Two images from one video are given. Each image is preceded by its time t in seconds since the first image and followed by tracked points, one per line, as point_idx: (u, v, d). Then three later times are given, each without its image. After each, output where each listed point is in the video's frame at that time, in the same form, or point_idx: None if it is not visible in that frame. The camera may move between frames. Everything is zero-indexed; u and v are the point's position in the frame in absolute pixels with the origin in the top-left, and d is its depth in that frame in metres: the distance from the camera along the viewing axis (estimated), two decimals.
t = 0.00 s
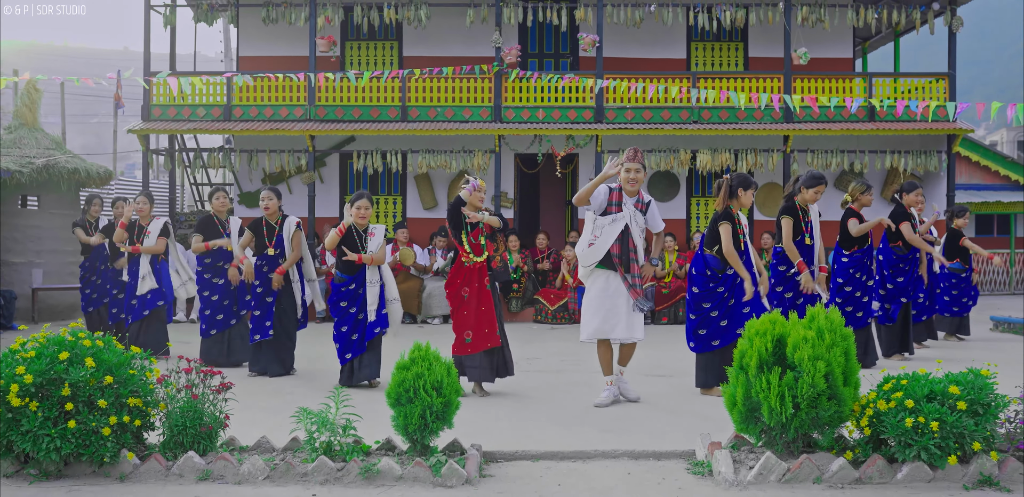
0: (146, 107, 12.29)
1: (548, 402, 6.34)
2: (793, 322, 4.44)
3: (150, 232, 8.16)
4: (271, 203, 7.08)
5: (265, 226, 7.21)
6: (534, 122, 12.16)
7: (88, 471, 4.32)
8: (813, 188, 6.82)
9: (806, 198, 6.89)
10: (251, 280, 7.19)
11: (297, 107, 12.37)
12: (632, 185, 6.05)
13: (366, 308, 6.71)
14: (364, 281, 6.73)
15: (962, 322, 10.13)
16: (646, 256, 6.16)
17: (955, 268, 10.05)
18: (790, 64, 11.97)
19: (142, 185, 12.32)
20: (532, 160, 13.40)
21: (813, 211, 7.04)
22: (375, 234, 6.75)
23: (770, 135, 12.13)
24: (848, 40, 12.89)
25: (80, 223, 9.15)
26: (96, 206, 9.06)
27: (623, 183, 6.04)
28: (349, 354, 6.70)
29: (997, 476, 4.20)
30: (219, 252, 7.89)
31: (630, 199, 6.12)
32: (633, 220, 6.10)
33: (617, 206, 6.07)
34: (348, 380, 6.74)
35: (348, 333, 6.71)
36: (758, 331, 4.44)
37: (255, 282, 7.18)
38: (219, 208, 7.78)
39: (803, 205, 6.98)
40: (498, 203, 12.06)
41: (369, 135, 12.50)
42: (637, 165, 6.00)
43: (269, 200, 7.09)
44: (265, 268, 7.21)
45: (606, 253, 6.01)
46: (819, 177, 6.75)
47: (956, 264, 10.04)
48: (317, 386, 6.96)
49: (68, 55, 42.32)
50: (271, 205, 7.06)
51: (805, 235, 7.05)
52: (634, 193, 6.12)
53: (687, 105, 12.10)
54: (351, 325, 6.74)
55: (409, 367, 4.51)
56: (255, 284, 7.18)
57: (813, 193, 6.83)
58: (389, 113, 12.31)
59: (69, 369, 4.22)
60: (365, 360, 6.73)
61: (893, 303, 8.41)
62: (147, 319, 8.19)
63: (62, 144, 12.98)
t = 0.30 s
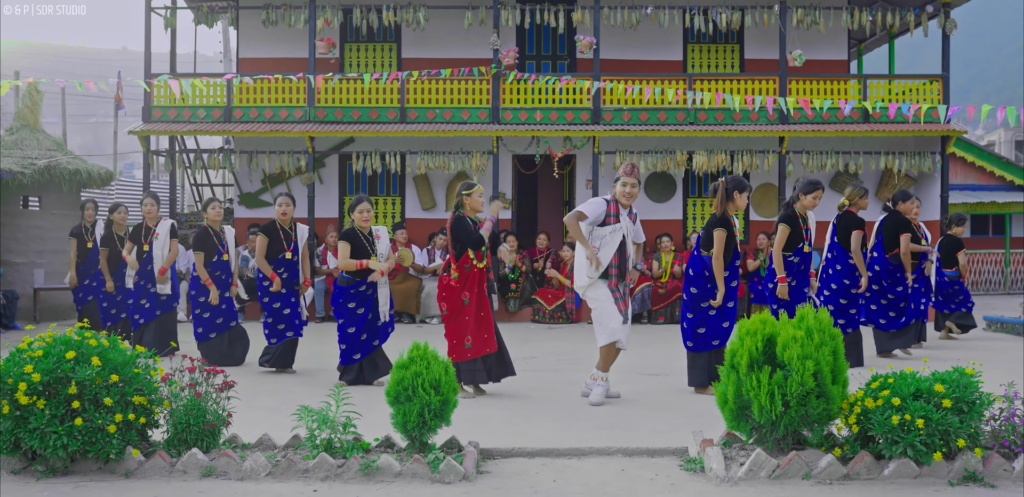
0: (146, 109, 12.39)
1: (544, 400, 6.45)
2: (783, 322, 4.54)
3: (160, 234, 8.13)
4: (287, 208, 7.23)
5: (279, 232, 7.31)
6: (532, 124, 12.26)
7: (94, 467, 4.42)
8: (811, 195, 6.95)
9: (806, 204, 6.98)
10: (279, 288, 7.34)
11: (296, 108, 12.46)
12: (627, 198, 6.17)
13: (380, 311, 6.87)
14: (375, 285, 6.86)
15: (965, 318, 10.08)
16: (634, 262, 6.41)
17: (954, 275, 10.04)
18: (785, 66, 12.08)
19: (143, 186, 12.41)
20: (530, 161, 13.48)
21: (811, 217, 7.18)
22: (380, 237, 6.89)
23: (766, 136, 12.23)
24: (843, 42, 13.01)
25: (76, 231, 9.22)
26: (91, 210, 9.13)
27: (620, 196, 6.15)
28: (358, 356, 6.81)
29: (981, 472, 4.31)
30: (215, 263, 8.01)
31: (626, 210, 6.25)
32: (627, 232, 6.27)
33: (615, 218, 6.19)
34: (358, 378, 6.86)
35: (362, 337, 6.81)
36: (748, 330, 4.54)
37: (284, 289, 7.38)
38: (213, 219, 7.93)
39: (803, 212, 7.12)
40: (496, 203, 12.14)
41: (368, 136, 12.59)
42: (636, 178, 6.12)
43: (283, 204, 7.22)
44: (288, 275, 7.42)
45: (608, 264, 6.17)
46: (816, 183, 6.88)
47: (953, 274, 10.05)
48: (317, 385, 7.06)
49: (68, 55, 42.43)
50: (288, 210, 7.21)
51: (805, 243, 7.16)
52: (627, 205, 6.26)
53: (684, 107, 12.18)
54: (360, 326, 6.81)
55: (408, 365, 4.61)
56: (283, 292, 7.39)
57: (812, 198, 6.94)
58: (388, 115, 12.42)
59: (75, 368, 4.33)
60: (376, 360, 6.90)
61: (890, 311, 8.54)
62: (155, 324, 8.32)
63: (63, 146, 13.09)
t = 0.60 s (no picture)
0: (148, 109, 12.50)
1: (543, 396, 6.57)
2: (776, 320, 4.65)
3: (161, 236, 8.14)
4: (297, 210, 7.33)
5: (289, 231, 7.46)
6: (530, 125, 12.37)
7: (103, 461, 4.53)
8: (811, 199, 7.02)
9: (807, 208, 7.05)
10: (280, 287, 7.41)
11: (297, 109, 12.57)
12: (630, 202, 6.33)
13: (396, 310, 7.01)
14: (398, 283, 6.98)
15: (954, 321, 10.30)
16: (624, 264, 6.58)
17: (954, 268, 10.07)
18: (781, 68, 12.20)
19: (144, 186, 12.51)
20: (528, 161, 13.58)
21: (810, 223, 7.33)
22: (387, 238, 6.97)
23: (762, 137, 12.34)
24: (838, 44, 13.14)
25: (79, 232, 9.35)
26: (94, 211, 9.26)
27: (623, 201, 6.29)
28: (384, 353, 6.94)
29: (967, 465, 4.43)
30: (211, 253, 8.11)
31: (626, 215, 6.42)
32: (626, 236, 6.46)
33: (621, 222, 6.36)
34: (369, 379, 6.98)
35: (388, 336, 6.94)
36: (741, 328, 4.66)
37: (285, 287, 7.43)
38: (210, 210, 7.99)
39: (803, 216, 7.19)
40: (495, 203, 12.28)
41: (368, 137, 12.70)
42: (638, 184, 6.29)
43: (293, 207, 7.33)
44: (290, 273, 7.49)
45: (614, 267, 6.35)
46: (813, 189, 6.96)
47: (954, 264, 10.04)
48: (319, 382, 7.17)
49: (70, 55, 42.56)
50: (298, 212, 7.32)
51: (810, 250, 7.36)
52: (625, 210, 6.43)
53: (680, 108, 12.29)
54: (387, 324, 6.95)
55: (410, 362, 4.72)
56: (284, 291, 7.44)
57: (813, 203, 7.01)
58: (387, 115, 12.52)
59: (84, 364, 4.43)
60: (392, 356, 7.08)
61: (899, 309, 8.60)
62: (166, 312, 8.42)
63: (65, 145, 13.19)
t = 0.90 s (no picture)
0: (148, 109, 12.56)
1: (541, 394, 6.65)
2: (770, 317, 4.74)
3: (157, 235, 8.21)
4: (293, 208, 7.38)
5: (287, 228, 7.52)
6: (529, 125, 12.45)
7: (109, 456, 4.61)
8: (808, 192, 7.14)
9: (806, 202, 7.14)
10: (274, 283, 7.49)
11: (297, 109, 12.64)
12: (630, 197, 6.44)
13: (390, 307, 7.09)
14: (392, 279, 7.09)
15: (948, 320, 10.41)
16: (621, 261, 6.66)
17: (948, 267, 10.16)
18: (777, 69, 12.29)
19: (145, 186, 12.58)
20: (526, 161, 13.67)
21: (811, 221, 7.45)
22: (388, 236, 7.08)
23: (758, 137, 12.43)
24: (834, 45, 13.24)
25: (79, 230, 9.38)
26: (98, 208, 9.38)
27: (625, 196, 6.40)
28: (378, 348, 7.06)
29: (958, 460, 4.52)
30: (204, 254, 8.15)
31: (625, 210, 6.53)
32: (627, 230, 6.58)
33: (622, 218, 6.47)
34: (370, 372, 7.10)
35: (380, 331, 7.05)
36: (736, 325, 4.75)
37: (278, 282, 7.50)
38: (206, 211, 8.10)
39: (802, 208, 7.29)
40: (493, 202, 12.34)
41: (367, 137, 12.77)
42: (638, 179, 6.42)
43: (290, 205, 7.36)
44: (286, 270, 7.56)
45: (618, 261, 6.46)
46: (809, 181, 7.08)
47: (948, 263, 10.14)
48: (320, 380, 7.25)
49: (70, 55, 42.60)
50: (296, 210, 7.35)
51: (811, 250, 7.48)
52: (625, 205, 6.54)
53: (678, 108, 12.36)
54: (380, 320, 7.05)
55: (411, 358, 4.80)
56: (276, 285, 7.51)
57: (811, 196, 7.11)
58: (387, 115, 12.59)
59: (90, 361, 4.50)
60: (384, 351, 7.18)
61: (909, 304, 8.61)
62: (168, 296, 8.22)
63: (66, 145, 13.25)
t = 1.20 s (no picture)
0: (145, 109, 12.58)
1: (536, 392, 6.71)
2: (761, 316, 4.81)
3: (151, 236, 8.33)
4: (282, 207, 7.43)
5: (273, 229, 7.54)
6: (524, 125, 12.52)
7: (109, 453, 4.67)
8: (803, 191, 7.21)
9: (802, 200, 7.22)
10: (265, 283, 7.54)
11: (293, 109, 12.68)
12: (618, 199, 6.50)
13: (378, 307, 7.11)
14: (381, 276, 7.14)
15: (943, 315, 10.46)
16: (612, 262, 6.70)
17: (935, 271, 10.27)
18: (771, 69, 12.37)
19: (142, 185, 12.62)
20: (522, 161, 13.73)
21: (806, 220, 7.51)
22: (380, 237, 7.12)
23: (752, 137, 12.52)
24: (828, 46, 13.33)
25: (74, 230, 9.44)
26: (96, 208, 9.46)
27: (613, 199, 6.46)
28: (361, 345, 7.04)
29: (945, 456, 4.60)
30: (199, 257, 8.15)
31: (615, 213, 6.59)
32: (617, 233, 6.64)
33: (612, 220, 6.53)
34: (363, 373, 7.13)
35: (365, 330, 7.04)
36: (727, 324, 4.82)
37: (270, 283, 7.56)
38: (199, 217, 8.13)
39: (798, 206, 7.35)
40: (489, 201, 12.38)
41: (363, 137, 12.83)
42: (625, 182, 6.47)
43: (279, 204, 7.43)
44: (278, 271, 7.60)
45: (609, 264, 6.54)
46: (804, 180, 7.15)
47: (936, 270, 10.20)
48: (317, 379, 7.30)
49: (66, 55, 42.59)
50: (284, 209, 7.40)
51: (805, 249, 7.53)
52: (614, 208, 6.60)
53: (672, 109, 12.43)
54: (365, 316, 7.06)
55: (406, 356, 4.86)
56: (270, 286, 7.57)
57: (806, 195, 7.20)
58: (383, 115, 12.65)
59: (90, 359, 4.55)
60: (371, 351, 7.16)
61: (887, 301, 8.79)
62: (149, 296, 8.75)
63: (63, 145, 13.27)
